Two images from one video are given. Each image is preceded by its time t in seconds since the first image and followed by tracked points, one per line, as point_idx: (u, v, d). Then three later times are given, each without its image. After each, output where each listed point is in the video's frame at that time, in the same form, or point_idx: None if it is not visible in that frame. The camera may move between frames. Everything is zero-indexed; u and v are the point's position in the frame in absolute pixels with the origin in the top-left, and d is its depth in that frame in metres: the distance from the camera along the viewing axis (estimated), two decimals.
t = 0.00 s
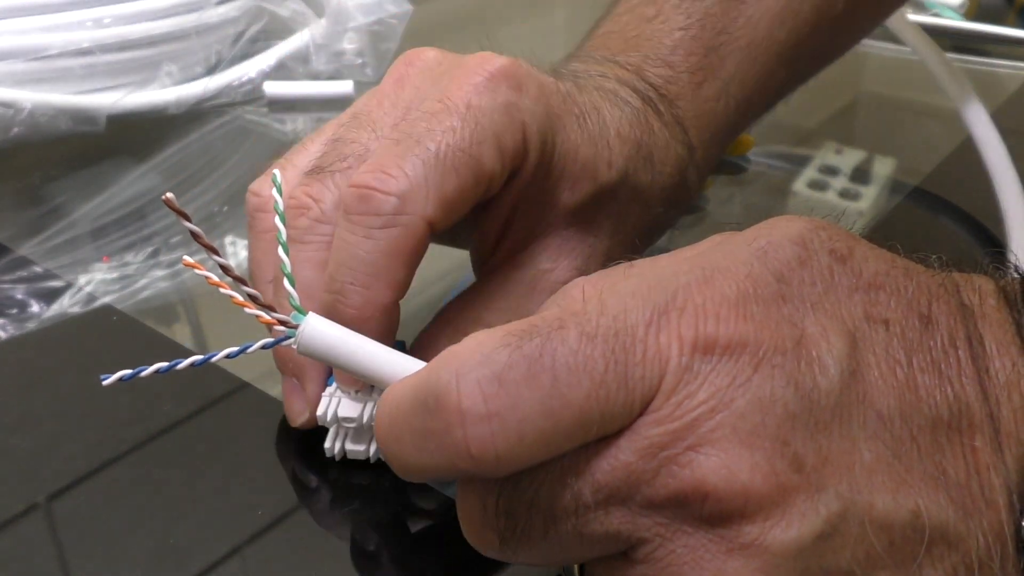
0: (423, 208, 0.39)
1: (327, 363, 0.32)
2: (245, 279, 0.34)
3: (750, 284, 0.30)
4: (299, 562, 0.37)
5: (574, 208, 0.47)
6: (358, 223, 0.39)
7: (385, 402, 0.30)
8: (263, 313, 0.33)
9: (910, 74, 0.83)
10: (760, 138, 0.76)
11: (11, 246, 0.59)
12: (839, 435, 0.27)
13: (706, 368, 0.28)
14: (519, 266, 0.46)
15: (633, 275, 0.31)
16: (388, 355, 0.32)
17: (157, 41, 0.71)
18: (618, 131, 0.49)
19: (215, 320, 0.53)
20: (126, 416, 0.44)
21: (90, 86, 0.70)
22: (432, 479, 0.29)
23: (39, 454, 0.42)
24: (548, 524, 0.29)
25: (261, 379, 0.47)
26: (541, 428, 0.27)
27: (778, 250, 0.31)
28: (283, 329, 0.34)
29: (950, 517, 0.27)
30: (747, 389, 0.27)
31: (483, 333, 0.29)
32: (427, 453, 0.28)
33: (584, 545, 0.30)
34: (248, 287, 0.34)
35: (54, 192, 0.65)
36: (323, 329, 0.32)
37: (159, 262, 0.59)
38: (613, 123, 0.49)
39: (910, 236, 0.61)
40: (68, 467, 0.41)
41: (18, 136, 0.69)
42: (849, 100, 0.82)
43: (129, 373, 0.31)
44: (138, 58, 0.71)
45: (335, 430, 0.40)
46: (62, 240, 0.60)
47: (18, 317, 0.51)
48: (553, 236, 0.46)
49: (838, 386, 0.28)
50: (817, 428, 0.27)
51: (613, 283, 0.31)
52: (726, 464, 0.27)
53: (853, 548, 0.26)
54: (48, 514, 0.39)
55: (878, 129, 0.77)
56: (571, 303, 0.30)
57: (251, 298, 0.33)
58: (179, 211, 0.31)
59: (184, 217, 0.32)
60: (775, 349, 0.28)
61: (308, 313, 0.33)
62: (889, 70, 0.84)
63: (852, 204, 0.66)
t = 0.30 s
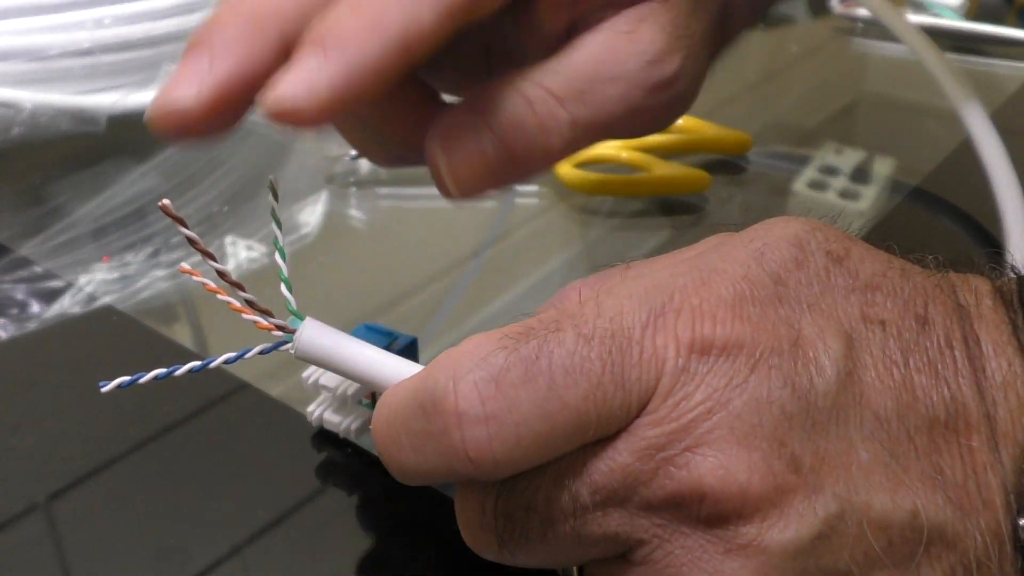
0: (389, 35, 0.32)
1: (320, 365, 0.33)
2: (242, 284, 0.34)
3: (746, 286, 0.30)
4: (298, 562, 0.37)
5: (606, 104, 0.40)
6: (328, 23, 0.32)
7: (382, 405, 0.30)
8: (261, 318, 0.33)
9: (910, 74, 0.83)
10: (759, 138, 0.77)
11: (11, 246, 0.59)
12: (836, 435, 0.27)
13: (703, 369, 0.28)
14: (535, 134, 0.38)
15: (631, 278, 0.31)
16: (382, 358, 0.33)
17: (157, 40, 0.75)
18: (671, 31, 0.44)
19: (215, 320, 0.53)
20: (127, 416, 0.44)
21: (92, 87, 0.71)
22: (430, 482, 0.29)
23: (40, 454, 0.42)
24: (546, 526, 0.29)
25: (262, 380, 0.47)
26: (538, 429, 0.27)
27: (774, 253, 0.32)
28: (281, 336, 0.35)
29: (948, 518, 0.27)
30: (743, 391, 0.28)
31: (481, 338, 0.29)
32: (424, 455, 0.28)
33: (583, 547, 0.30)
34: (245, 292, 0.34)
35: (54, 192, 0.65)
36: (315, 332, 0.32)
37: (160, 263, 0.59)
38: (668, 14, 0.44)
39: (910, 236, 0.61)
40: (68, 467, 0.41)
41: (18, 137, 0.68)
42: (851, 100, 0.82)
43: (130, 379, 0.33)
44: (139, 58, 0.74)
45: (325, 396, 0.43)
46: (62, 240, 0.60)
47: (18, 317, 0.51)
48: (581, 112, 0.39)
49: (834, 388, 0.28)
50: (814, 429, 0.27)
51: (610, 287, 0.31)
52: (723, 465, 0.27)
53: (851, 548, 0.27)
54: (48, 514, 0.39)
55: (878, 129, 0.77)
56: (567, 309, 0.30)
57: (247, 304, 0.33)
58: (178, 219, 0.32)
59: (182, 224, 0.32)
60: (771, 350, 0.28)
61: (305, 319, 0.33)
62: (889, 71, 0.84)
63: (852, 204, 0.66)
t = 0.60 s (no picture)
0: (341, 117, 0.27)
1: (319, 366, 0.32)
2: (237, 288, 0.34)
3: (742, 284, 0.30)
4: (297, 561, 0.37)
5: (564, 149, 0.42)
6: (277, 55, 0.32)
7: (379, 405, 0.30)
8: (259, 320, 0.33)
9: (909, 75, 0.83)
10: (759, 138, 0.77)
11: (11, 246, 0.59)
12: (832, 433, 0.27)
13: (698, 366, 0.28)
14: (500, 184, 0.40)
15: (626, 279, 0.31)
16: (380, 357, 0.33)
17: (157, 40, 0.75)
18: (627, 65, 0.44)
19: (215, 320, 0.53)
20: (127, 416, 0.44)
21: (93, 86, 0.71)
22: (427, 480, 0.29)
23: (39, 454, 0.42)
24: (544, 524, 0.29)
25: (262, 380, 0.47)
26: (534, 427, 0.27)
27: (769, 252, 0.32)
28: (280, 338, 0.34)
29: (945, 515, 0.27)
30: (738, 388, 0.28)
31: (477, 337, 0.29)
32: (421, 454, 0.28)
33: (581, 545, 0.30)
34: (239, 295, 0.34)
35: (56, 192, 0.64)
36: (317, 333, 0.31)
37: (160, 263, 0.59)
38: (623, 50, 0.44)
39: (909, 235, 0.61)
40: (68, 467, 0.41)
41: (17, 136, 0.68)
42: (849, 101, 0.82)
43: (129, 385, 0.32)
44: (138, 58, 0.74)
45: (325, 397, 0.42)
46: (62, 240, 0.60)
47: (18, 317, 0.51)
48: (545, 159, 0.41)
49: (830, 386, 0.28)
50: (809, 426, 0.27)
51: (606, 287, 0.31)
52: (719, 462, 0.27)
53: (848, 545, 0.27)
54: (48, 513, 0.39)
55: (877, 129, 0.77)
56: (563, 308, 0.30)
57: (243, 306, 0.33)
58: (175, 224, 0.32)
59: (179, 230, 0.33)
60: (766, 348, 0.28)
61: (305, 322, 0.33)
62: (888, 71, 0.85)
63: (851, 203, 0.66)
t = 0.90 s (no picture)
0: (389, 194, 0.29)
1: (319, 370, 0.32)
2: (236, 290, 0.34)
3: (738, 284, 0.30)
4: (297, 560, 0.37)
5: (595, 172, 0.44)
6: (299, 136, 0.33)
7: (377, 405, 0.30)
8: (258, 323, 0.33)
9: (908, 75, 0.83)
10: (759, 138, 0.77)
11: (11, 246, 0.59)
12: (829, 431, 0.27)
13: (694, 365, 0.28)
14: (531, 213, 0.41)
15: (622, 279, 0.31)
16: (377, 360, 0.33)
17: (157, 41, 0.75)
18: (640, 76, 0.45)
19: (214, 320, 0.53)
20: (126, 416, 0.44)
21: (91, 86, 0.71)
22: (425, 480, 0.29)
23: (39, 454, 0.42)
24: (542, 523, 0.29)
25: (262, 380, 0.47)
26: (530, 425, 0.27)
27: (765, 252, 0.32)
28: (279, 340, 0.34)
29: (942, 513, 0.27)
30: (735, 386, 0.27)
31: (473, 336, 0.29)
32: (418, 453, 0.28)
33: (579, 544, 0.30)
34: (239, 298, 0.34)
35: (55, 192, 0.65)
36: (316, 337, 0.31)
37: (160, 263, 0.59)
38: (649, 71, 0.47)
39: (908, 234, 0.61)
40: (68, 467, 0.41)
41: (17, 137, 0.68)
42: (848, 101, 0.82)
43: (129, 387, 0.32)
44: (138, 59, 0.75)
45: (325, 397, 0.42)
46: (62, 241, 0.60)
47: (18, 317, 0.51)
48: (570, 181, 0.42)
49: (826, 384, 0.28)
50: (806, 424, 0.27)
51: (602, 286, 0.31)
52: (717, 461, 0.27)
53: (845, 543, 0.27)
54: (48, 513, 0.39)
55: (877, 129, 0.77)
56: (560, 307, 0.30)
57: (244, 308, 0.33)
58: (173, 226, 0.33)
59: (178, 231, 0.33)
60: (762, 346, 0.28)
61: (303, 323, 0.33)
62: (888, 72, 0.85)
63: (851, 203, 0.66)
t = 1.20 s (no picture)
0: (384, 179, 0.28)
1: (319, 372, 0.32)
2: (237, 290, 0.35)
3: (736, 283, 0.30)
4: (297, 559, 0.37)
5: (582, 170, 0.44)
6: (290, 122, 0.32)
7: (377, 403, 0.30)
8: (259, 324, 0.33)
9: (908, 75, 0.83)
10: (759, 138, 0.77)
11: (11, 246, 0.59)
12: (827, 429, 0.27)
13: (692, 363, 0.28)
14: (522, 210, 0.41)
15: (620, 278, 0.31)
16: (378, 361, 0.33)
17: (157, 41, 0.75)
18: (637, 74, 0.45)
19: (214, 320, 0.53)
20: (126, 416, 0.44)
21: (90, 86, 0.72)
22: (425, 477, 0.29)
23: (40, 454, 0.42)
24: (541, 522, 0.29)
25: (261, 380, 0.47)
26: (528, 423, 0.27)
27: (763, 252, 0.32)
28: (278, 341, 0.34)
29: (940, 512, 0.27)
30: (733, 385, 0.27)
31: (472, 334, 0.29)
32: (417, 450, 0.28)
33: (577, 543, 0.30)
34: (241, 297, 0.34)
35: (55, 192, 0.65)
36: (314, 338, 0.31)
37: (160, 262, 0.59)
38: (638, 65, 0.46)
39: (908, 234, 0.61)
40: (68, 467, 0.41)
41: (17, 136, 0.68)
42: (848, 100, 0.82)
43: (129, 388, 0.32)
44: (139, 59, 0.75)
45: (325, 397, 0.42)
46: (62, 240, 0.60)
47: (18, 317, 0.51)
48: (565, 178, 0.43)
49: (825, 383, 0.28)
50: (804, 422, 0.27)
51: (600, 285, 0.31)
52: (716, 459, 0.27)
53: (844, 541, 0.27)
54: (48, 514, 0.39)
55: (877, 128, 0.77)
56: (559, 305, 0.30)
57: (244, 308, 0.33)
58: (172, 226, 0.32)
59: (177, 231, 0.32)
60: (761, 345, 0.28)
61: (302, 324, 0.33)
62: (888, 71, 0.85)
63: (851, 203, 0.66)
